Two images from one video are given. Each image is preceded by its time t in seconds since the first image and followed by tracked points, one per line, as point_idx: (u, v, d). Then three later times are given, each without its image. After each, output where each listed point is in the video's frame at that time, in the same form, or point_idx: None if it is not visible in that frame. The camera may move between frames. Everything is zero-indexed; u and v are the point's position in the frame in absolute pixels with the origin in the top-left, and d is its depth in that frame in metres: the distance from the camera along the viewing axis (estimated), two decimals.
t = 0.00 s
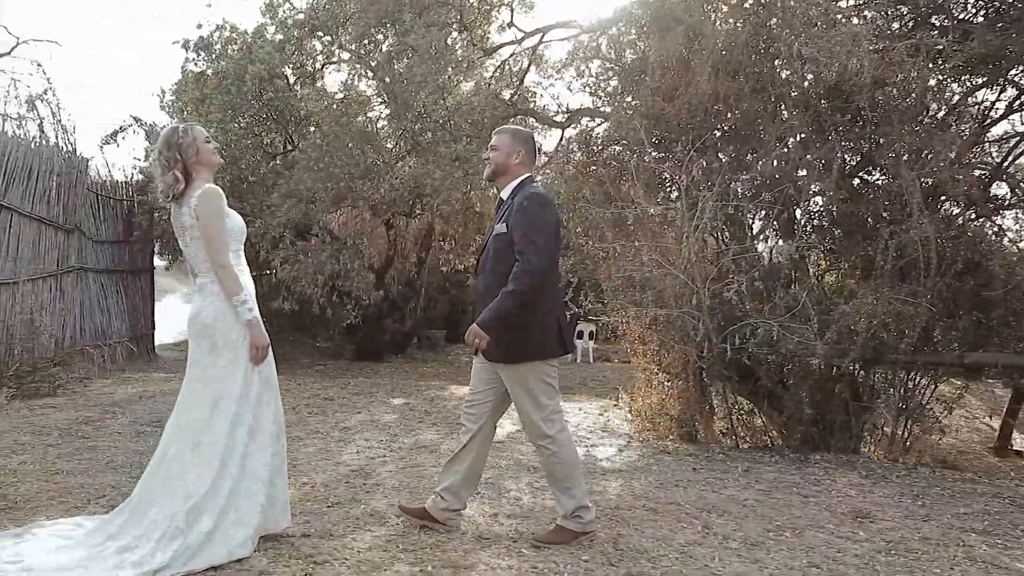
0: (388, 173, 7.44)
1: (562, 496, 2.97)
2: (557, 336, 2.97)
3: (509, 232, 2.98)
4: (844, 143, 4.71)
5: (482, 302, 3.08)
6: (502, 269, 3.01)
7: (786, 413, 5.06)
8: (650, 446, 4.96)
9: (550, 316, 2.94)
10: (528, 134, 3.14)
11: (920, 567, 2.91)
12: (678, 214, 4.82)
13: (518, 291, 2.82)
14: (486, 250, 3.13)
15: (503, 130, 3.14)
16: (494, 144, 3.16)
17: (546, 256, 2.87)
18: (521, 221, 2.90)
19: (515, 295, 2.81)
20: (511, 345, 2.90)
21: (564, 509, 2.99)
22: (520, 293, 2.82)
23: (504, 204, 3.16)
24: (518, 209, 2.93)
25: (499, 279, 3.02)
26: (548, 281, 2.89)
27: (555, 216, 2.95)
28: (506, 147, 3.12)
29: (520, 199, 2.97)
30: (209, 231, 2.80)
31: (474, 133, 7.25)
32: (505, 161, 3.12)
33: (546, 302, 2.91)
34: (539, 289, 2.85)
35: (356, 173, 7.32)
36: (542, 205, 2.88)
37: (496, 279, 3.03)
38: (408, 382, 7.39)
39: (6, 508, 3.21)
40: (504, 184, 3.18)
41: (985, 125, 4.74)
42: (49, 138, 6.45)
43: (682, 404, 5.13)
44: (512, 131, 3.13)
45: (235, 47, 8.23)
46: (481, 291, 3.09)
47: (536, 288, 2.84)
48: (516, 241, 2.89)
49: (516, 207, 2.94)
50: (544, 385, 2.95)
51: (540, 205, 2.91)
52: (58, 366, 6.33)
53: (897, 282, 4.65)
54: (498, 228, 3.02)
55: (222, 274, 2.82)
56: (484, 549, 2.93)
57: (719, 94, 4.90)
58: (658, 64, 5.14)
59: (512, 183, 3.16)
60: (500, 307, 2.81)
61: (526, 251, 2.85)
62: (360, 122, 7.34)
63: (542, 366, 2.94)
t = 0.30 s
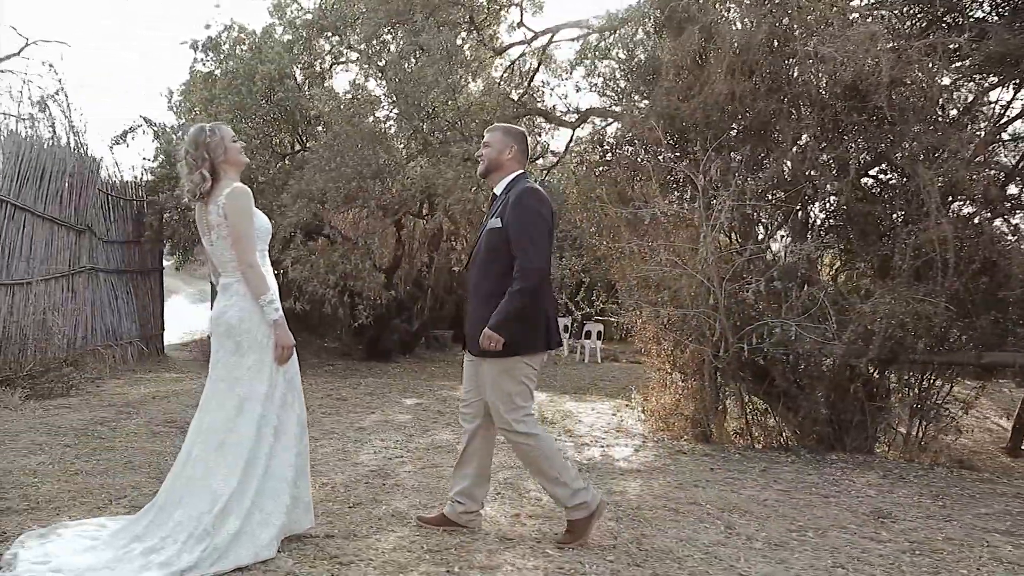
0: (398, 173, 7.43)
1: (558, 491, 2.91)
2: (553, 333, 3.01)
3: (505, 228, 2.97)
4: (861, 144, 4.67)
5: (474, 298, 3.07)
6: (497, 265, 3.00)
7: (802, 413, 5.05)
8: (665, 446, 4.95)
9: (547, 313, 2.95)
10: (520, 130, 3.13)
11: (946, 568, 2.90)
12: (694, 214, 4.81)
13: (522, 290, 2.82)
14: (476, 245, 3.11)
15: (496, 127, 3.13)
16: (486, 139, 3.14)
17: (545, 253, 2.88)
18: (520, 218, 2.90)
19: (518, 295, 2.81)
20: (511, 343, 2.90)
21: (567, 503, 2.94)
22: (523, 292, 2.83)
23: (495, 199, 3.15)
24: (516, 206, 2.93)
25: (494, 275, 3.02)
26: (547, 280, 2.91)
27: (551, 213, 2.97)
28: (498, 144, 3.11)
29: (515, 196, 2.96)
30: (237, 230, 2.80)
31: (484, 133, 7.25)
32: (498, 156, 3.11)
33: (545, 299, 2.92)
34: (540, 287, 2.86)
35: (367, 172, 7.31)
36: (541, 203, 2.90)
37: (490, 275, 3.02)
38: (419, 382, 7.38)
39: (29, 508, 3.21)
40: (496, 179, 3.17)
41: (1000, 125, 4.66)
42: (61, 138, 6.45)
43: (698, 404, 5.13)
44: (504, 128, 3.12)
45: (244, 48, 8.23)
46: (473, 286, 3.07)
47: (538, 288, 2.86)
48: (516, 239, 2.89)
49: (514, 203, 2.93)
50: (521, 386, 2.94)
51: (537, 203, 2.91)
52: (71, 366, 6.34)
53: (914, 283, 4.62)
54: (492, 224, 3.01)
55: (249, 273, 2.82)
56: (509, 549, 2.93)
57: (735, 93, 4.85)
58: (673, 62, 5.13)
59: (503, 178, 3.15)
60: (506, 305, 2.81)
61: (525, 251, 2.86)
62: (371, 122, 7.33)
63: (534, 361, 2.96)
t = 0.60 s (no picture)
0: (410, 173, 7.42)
1: (518, 474, 2.92)
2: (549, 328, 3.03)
3: (505, 224, 2.99)
4: (878, 143, 4.66)
5: (472, 293, 3.07)
6: (496, 260, 3.02)
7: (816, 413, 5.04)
8: (680, 446, 4.95)
9: (545, 309, 2.99)
10: (516, 127, 3.15)
11: (970, 566, 2.90)
12: (709, 214, 4.81)
13: (528, 285, 2.85)
14: (473, 240, 3.12)
15: (491, 123, 3.14)
16: (483, 135, 3.14)
17: (547, 250, 2.92)
18: (522, 215, 2.92)
19: (523, 291, 2.83)
20: (513, 337, 2.91)
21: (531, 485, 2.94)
22: (528, 287, 2.85)
23: (492, 195, 3.16)
24: (517, 203, 2.95)
25: (493, 270, 3.03)
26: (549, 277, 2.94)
27: (551, 211, 3.01)
28: (495, 141, 3.12)
29: (515, 193, 2.98)
30: (265, 228, 2.81)
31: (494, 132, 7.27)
32: (495, 153, 3.12)
33: (545, 295, 2.96)
34: (542, 283, 2.89)
35: (378, 173, 7.31)
36: (543, 201, 2.93)
37: (489, 270, 3.03)
38: (429, 382, 7.38)
39: (50, 507, 3.22)
40: (491, 175, 3.18)
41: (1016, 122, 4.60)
42: (72, 139, 6.46)
43: (713, 404, 5.12)
44: (500, 124, 3.13)
45: (252, 48, 8.25)
46: (471, 281, 3.08)
47: (541, 285, 2.89)
48: (518, 235, 2.92)
49: (516, 200, 2.96)
50: (491, 374, 2.95)
51: (538, 200, 2.94)
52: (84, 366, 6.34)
53: (930, 281, 4.60)
54: (492, 220, 3.02)
55: (276, 272, 2.84)
56: (532, 549, 2.93)
57: (750, 93, 4.86)
58: (686, 62, 5.13)
59: (498, 174, 3.16)
60: (513, 301, 2.83)
61: (529, 247, 2.88)
62: (381, 122, 7.34)
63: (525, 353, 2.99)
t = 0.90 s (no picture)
0: (420, 173, 7.41)
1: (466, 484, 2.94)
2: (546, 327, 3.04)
3: (504, 222, 2.99)
4: (893, 142, 4.66)
5: (470, 291, 3.07)
6: (495, 258, 3.02)
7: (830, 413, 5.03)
8: (693, 446, 4.94)
9: (543, 307, 2.99)
10: (516, 125, 3.15)
11: (993, 566, 2.89)
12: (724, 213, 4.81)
13: (527, 282, 2.85)
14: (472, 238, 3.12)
15: (491, 122, 3.14)
16: (483, 133, 3.15)
17: (547, 248, 2.92)
18: (521, 213, 2.93)
19: (522, 288, 2.83)
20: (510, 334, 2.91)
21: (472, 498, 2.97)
22: (527, 284, 2.85)
23: (492, 193, 3.17)
24: (518, 201, 2.95)
25: (491, 269, 3.03)
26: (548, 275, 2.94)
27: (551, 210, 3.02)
28: (495, 139, 3.12)
29: (516, 191, 2.99)
30: (291, 227, 2.83)
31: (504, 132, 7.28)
32: (495, 151, 3.12)
33: (543, 293, 2.96)
34: (541, 280, 2.90)
35: (387, 173, 7.31)
36: (543, 199, 2.94)
37: (487, 268, 3.03)
38: (439, 382, 7.38)
39: (71, 507, 3.22)
40: (490, 174, 3.19)
41: None
42: (83, 140, 6.46)
43: (726, 404, 5.12)
44: (499, 122, 3.14)
45: (260, 49, 8.25)
46: (469, 279, 3.08)
47: (539, 283, 2.89)
48: (519, 233, 2.92)
49: (516, 198, 2.96)
50: (477, 370, 2.92)
51: (539, 199, 2.95)
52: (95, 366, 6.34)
53: (945, 281, 4.59)
54: (492, 218, 3.03)
55: (301, 271, 2.86)
56: (555, 548, 2.93)
57: (765, 93, 4.86)
58: (699, 61, 5.12)
59: (498, 173, 3.17)
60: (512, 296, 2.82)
61: (530, 245, 2.89)
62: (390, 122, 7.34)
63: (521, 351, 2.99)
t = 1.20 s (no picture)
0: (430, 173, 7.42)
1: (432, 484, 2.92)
2: (543, 329, 3.01)
3: (502, 223, 2.98)
4: (907, 142, 4.65)
5: (467, 292, 3.05)
6: (492, 260, 3.01)
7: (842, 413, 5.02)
8: (706, 446, 4.94)
9: (538, 309, 2.98)
10: (513, 125, 3.15)
11: (1013, 566, 2.90)
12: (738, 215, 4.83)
13: (524, 282, 2.83)
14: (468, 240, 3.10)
15: (490, 122, 3.14)
16: (481, 134, 3.14)
17: (546, 250, 2.93)
18: (521, 215, 2.94)
19: (521, 287, 2.81)
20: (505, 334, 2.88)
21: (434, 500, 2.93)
22: (525, 283, 2.83)
23: (489, 195, 3.16)
24: (517, 202, 2.96)
25: (488, 270, 3.01)
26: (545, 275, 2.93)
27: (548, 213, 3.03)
28: (493, 139, 3.11)
29: (515, 193, 2.99)
30: (314, 224, 2.84)
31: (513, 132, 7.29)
32: (494, 152, 3.11)
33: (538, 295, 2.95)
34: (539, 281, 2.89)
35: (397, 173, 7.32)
36: (542, 202, 2.95)
37: (484, 270, 3.02)
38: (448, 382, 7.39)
39: (91, 507, 3.22)
40: (488, 174, 3.19)
41: None
42: (94, 140, 6.47)
43: (738, 404, 5.12)
44: (498, 123, 3.13)
45: (268, 49, 8.26)
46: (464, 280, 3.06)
47: (536, 283, 2.88)
48: (518, 234, 2.92)
49: (515, 200, 2.96)
50: (476, 380, 2.91)
51: (537, 201, 2.96)
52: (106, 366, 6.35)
53: (959, 281, 4.58)
54: (489, 218, 3.01)
55: (322, 270, 2.86)
56: (576, 548, 2.93)
57: (778, 93, 4.84)
58: (710, 62, 5.12)
59: (495, 175, 3.16)
60: (509, 295, 2.80)
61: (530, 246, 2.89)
62: (399, 122, 7.34)
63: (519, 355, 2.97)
